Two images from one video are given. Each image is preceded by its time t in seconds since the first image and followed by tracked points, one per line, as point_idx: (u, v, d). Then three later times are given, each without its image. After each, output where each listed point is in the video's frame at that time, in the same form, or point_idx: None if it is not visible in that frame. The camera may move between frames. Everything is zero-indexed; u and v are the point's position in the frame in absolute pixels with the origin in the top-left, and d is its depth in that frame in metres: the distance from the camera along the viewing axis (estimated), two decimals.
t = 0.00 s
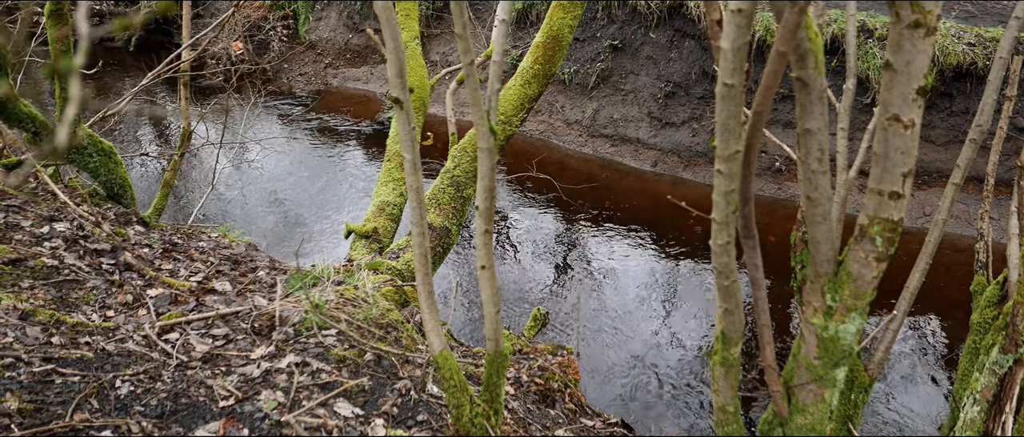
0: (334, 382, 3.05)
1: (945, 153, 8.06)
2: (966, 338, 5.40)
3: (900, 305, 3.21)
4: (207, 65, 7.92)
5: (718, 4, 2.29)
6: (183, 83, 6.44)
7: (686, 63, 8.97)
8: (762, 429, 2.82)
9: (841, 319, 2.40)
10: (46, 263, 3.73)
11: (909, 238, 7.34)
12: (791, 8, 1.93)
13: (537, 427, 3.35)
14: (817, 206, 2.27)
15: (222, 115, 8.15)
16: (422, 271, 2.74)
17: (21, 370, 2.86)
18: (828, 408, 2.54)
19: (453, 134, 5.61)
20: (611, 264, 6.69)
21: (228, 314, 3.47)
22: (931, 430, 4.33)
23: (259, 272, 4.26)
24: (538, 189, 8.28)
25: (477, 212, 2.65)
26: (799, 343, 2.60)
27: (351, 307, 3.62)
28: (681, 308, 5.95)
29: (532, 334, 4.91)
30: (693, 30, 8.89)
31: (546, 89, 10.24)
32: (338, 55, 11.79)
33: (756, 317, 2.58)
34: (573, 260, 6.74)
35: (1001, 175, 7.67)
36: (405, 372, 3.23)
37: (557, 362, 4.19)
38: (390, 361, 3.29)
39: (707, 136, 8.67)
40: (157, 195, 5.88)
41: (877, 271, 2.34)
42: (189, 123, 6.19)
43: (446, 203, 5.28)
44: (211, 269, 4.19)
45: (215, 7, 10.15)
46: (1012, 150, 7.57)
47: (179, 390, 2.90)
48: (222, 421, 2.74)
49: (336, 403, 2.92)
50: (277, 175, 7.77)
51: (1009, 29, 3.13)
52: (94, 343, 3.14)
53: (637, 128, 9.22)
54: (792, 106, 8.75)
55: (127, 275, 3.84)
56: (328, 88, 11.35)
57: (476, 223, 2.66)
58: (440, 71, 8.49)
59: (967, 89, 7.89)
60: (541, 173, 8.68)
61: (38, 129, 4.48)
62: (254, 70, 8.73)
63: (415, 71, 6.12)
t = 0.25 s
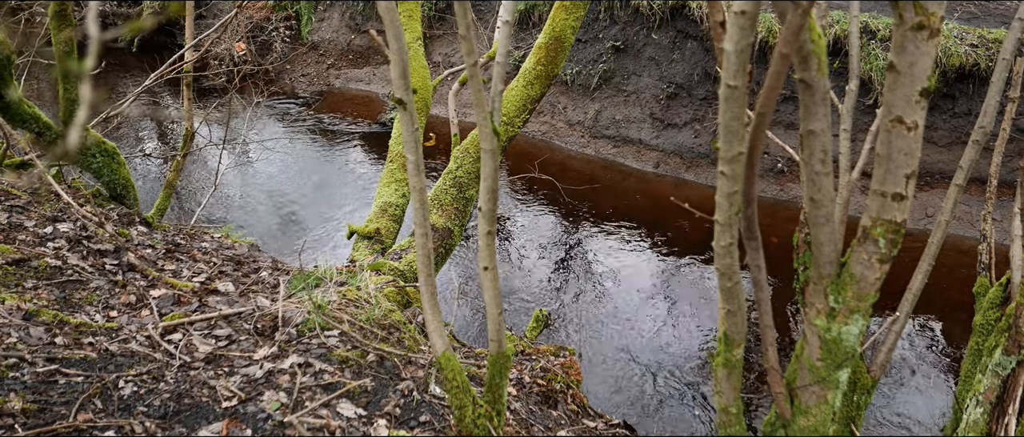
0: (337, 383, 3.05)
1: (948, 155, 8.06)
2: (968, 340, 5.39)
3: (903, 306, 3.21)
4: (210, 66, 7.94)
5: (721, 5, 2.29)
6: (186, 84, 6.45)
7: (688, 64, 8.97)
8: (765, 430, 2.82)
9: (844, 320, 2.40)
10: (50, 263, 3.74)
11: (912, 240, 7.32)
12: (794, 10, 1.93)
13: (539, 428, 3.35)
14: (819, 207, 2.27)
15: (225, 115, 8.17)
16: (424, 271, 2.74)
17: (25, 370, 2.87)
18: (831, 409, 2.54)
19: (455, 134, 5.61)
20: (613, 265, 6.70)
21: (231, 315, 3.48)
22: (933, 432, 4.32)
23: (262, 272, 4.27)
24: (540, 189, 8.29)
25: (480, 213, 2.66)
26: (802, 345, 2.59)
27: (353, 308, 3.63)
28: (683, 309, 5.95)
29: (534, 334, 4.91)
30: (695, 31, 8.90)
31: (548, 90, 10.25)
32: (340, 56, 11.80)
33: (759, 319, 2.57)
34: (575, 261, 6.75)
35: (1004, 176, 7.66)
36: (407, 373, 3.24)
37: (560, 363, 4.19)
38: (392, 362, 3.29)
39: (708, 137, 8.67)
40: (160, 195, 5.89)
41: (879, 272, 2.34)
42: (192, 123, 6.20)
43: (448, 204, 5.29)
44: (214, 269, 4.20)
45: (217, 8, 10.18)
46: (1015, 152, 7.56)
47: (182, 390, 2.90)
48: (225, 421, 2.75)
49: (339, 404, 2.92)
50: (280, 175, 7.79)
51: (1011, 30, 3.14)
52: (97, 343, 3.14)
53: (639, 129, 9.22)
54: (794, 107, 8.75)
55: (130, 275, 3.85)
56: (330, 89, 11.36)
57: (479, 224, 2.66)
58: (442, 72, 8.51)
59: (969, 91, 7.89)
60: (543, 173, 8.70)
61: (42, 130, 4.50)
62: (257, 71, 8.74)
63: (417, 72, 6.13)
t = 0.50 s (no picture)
0: (340, 382, 3.01)
1: (952, 156, 8.03)
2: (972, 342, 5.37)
3: (907, 308, 3.20)
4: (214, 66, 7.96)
5: (726, 5, 2.29)
6: (190, 83, 6.46)
7: (692, 64, 8.96)
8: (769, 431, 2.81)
9: (848, 321, 2.40)
10: (54, 262, 3.75)
11: (917, 242, 7.30)
12: (800, 11, 1.93)
13: (542, 428, 3.35)
14: (824, 209, 2.27)
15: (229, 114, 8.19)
16: (428, 271, 2.74)
17: (29, 369, 2.88)
18: (835, 410, 2.54)
19: (458, 134, 5.61)
20: (616, 265, 6.69)
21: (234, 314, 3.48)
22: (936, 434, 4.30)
23: (265, 272, 4.27)
24: (543, 189, 8.29)
25: (484, 213, 2.66)
26: (806, 346, 2.59)
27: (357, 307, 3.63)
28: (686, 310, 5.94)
29: (537, 334, 4.89)
30: (699, 32, 8.88)
31: (551, 90, 10.25)
32: (344, 56, 11.81)
33: (763, 320, 2.57)
34: (577, 261, 6.74)
35: (1008, 178, 7.64)
36: (411, 372, 3.26)
37: (563, 363, 4.19)
38: (395, 361, 3.30)
39: (712, 138, 8.65)
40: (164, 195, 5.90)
41: (884, 273, 2.34)
42: (195, 123, 6.20)
43: (451, 204, 5.29)
44: (217, 268, 4.21)
45: (221, 7, 10.19)
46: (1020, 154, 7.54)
47: (186, 389, 2.91)
48: (228, 420, 2.75)
49: (342, 403, 2.90)
50: (283, 175, 7.80)
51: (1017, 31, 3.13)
52: (101, 342, 3.15)
53: (642, 129, 9.21)
54: (797, 108, 8.74)
55: (134, 274, 3.85)
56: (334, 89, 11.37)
57: (483, 224, 2.67)
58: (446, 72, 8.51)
59: (974, 92, 7.87)
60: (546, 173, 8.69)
61: (47, 130, 4.51)
62: (260, 71, 8.75)
63: (421, 72, 6.14)
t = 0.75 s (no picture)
0: (345, 381, 3.05)
1: (958, 158, 8.00)
2: (977, 345, 5.34)
3: (913, 309, 3.19)
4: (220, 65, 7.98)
5: (734, 5, 2.28)
6: (196, 82, 6.47)
7: (697, 65, 8.94)
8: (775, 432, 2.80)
9: (855, 323, 2.39)
10: (60, 260, 3.76)
11: (923, 243, 7.26)
12: (809, 10, 1.92)
13: (547, 429, 3.35)
14: (831, 209, 2.26)
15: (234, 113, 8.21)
16: (433, 270, 2.74)
17: (36, 366, 2.88)
18: (841, 412, 2.53)
19: (464, 134, 5.62)
20: (621, 266, 6.69)
21: (240, 312, 3.49)
22: None
23: (270, 271, 4.28)
24: (548, 190, 8.29)
25: (491, 212, 2.66)
26: (812, 347, 2.58)
27: (362, 307, 3.64)
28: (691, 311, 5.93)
29: (542, 335, 4.86)
30: (704, 32, 8.87)
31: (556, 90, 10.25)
32: (349, 56, 11.83)
33: (769, 321, 2.56)
34: (582, 262, 6.74)
35: (1015, 180, 7.60)
36: (415, 372, 3.24)
37: (567, 363, 4.18)
38: (400, 361, 3.30)
39: (717, 138, 8.64)
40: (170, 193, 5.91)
41: (891, 275, 2.33)
42: (201, 122, 6.21)
43: (456, 204, 5.29)
44: (223, 267, 4.22)
45: (227, 7, 10.21)
46: None
47: (192, 387, 2.91)
48: (234, 418, 2.75)
49: (347, 402, 2.92)
50: (288, 174, 7.81)
51: None
52: (107, 340, 3.15)
53: (647, 130, 9.20)
54: (803, 109, 8.71)
55: (140, 272, 3.86)
56: (338, 88, 11.38)
57: (489, 224, 2.67)
58: (451, 72, 8.51)
59: (980, 93, 7.84)
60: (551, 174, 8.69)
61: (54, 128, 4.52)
62: (266, 70, 8.77)
63: (427, 72, 6.15)
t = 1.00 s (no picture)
0: (352, 380, 3.06)
1: (966, 160, 7.96)
2: (984, 348, 5.32)
3: (921, 312, 3.18)
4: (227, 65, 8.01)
5: (743, 6, 2.27)
6: (203, 81, 6.48)
7: (703, 66, 8.92)
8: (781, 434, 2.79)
9: (863, 325, 2.38)
10: (68, 257, 3.78)
11: (930, 246, 7.23)
12: (819, 11, 1.91)
13: (552, 429, 3.35)
14: (840, 211, 2.25)
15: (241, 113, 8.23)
16: (440, 270, 2.76)
17: (44, 363, 2.89)
18: (849, 414, 2.52)
19: (470, 134, 5.62)
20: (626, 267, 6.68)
21: (246, 311, 3.50)
22: None
23: (277, 269, 4.29)
24: (553, 190, 8.29)
25: (498, 212, 2.66)
26: (819, 349, 2.57)
27: (368, 306, 3.64)
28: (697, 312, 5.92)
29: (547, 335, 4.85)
30: (711, 33, 8.85)
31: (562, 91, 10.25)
32: (355, 55, 11.85)
33: (776, 322, 2.55)
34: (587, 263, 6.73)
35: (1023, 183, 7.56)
36: (421, 371, 3.24)
37: (573, 364, 4.18)
38: (406, 360, 3.30)
39: (723, 140, 8.62)
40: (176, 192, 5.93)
41: (900, 277, 2.32)
42: (208, 121, 6.22)
43: (462, 203, 5.29)
44: (230, 265, 4.23)
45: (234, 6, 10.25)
46: None
47: (198, 385, 2.92)
48: (241, 416, 2.76)
49: (353, 401, 2.93)
50: (295, 173, 7.83)
51: None
52: (115, 337, 3.16)
53: (653, 131, 9.19)
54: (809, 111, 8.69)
55: (147, 270, 3.88)
56: (345, 88, 11.40)
57: (496, 224, 2.67)
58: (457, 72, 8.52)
59: (988, 95, 7.80)
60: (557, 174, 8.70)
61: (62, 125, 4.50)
62: (273, 69, 8.79)
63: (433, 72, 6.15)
